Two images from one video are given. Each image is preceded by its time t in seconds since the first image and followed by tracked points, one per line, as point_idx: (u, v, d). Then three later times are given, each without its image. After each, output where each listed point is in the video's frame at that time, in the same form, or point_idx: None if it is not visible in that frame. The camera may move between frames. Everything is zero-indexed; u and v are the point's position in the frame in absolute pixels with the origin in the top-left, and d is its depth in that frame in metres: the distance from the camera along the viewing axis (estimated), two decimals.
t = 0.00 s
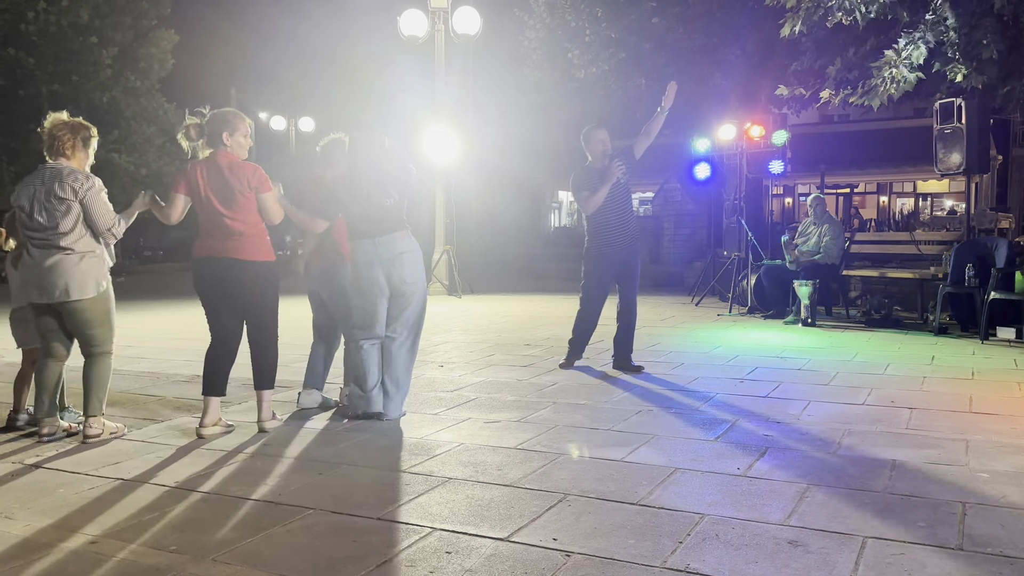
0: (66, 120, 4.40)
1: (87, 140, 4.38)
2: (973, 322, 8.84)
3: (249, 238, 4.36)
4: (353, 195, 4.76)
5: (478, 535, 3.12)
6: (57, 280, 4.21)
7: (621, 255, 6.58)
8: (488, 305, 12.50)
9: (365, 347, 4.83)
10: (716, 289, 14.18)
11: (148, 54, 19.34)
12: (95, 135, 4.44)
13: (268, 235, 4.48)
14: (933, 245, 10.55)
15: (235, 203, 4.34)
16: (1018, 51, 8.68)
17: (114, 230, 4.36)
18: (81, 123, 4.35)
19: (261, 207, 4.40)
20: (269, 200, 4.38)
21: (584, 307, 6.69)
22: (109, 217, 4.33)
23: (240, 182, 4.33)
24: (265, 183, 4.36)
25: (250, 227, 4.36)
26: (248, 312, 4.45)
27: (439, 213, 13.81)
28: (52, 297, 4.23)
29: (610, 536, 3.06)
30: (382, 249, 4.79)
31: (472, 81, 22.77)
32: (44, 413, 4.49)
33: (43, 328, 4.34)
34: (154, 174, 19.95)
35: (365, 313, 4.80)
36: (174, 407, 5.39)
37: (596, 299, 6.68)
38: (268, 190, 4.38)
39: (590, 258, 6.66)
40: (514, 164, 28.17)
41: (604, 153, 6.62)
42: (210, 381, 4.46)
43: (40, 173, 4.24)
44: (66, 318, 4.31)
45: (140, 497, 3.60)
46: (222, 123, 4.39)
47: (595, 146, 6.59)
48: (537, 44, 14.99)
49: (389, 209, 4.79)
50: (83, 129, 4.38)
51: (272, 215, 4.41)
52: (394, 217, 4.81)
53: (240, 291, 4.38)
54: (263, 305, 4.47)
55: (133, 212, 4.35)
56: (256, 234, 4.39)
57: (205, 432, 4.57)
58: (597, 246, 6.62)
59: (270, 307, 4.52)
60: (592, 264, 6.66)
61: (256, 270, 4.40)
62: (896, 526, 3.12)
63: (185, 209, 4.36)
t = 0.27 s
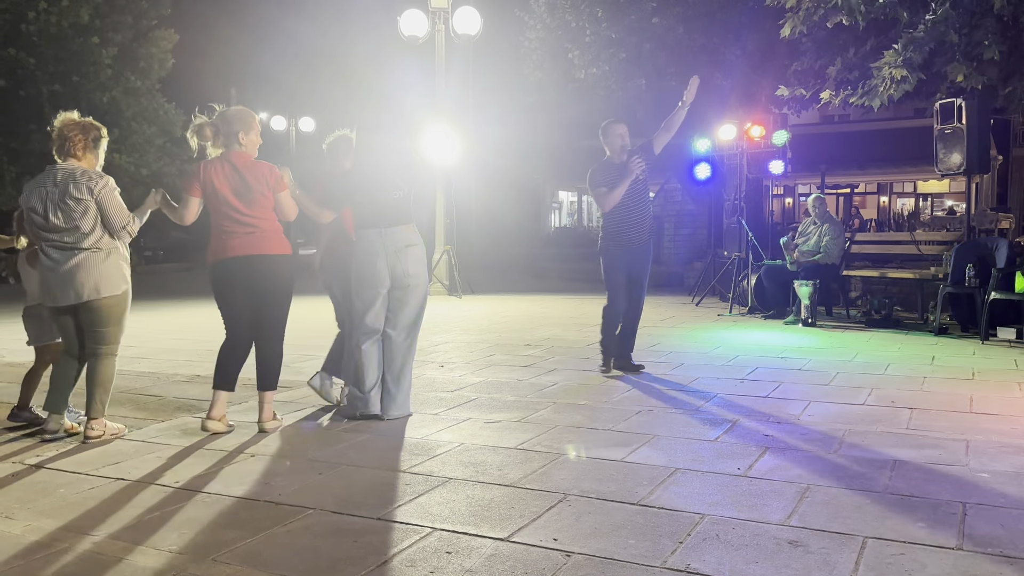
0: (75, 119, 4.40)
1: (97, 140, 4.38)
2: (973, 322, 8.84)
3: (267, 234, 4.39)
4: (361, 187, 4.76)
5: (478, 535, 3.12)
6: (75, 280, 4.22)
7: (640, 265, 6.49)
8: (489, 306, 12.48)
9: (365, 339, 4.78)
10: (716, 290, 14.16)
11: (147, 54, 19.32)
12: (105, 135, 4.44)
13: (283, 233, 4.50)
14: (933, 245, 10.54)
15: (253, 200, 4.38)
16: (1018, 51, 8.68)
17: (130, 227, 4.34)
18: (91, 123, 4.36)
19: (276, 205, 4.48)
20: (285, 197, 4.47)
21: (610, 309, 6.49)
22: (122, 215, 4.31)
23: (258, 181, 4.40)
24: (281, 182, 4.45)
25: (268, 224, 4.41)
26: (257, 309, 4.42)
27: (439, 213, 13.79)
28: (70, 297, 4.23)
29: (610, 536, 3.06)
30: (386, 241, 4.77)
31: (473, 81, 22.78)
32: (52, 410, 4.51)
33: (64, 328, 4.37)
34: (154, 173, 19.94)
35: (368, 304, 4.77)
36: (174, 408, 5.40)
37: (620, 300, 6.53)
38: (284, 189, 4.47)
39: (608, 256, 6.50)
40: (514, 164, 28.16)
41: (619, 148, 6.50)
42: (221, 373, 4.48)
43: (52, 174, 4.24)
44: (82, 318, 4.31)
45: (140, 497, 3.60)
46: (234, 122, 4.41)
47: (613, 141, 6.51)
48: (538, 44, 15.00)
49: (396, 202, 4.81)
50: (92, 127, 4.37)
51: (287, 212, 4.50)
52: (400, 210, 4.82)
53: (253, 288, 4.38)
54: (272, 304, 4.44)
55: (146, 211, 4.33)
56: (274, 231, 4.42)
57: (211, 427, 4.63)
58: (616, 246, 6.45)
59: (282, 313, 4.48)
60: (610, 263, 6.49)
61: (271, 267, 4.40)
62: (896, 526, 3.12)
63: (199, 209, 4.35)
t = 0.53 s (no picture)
0: (82, 120, 4.39)
1: (103, 143, 4.38)
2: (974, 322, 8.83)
3: (272, 237, 4.39)
4: (359, 191, 4.73)
5: (478, 536, 3.11)
6: (81, 283, 4.23)
7: (659, 255, 6.37)
8: (489, 306, 12.46)
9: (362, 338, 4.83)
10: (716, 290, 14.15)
11: (148, 54, 19.31)
12: (110, 136, 4.43)
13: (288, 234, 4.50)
14: (934, 245, 10.54)
15: (257, 204, 4.38)
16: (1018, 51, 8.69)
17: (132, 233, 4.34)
18: (98, 127, 4.35)
19: (281, 210, 4.44)
20: (288, 201, 4.43)
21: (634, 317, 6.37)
22: (126, 219, 4.32)
23: (265, 184, 4.39)
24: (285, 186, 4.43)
25: (272, 227, 4.41)
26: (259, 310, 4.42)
27: (439, 213, 13.79)
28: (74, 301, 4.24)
29: (610, 536, 3.06)
30: (385, 248, 4.76)
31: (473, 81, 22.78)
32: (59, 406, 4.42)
33: (70, 333, 4.36)
34: (154, 174, 19.94)
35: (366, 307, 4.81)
36: (174, 407, 5.40)
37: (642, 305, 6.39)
38: (289, 192, 4.44)
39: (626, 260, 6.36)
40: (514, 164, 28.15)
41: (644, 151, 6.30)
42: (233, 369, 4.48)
43: (58, 177, 4.24)
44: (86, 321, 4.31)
45: (140, 497, 3.60)
46: (240, 126, 4.41)
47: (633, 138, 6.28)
48: (539, 44, 15.00)
49: (397, 208, 4.78)
50: (98, 130, 4.37)
51: (292, 216, 4.45)
52: (401, 216, 4.79)
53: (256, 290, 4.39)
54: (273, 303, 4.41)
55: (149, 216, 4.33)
56: (278, 234, 4.43)
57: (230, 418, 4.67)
58: (634, 249, 6.33)
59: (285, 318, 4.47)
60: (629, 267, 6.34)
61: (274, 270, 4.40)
62: (896, 526, 3.12)
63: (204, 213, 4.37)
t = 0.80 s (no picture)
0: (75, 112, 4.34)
1: (97, 137, 4.35)
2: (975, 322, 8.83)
3: (265, 233, 4.38)
4: (354, 182, 4.73)
5: (479, 535, 3.11)
6: (66, 279, 4.18)
7: (681, 237, 6.04)
8: (489, 305, 12.44)
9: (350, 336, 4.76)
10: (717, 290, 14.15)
11: (148, 53, 19.30)
12: (105, 130, 4.39)
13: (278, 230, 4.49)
14: (934, 245, 10.54)
15: (251, 198, 4.35)
16: (1019, 51, 8.67)
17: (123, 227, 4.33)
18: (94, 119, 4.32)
19: (273, 205, 4.45)
20: (282, 195, 4.44)
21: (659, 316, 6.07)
22: (117, 215, 4.30)
23: (258, 177, 4.37)
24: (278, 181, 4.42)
25: (265, 222, 4.40)
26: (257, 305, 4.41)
27: (439, 213, 13.77)
28: (58, 297, 4.18)
29: (611, 536, 3.06)
30: (373, 238, 4.74)
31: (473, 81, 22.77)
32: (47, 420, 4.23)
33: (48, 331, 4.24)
34: (154, 174, 19.92)
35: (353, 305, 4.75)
36: (174, 407, 5.40)
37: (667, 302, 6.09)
38: (283, 187, 4.45)
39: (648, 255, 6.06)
40: (515, 164, 28.14)
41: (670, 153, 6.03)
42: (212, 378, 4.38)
43: (50, 169, 4.20)
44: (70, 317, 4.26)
45: (141, 497, 3.60)
46: (234, 118, 4.39)
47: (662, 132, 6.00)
48: (539, 43, 15.00)
49: (389, 197, 4.77)
50: (93, 123, 4.33)
51: (282, 212, 4.46)
52: (391, 207, 4.78)
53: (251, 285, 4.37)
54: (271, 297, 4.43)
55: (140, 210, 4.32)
56: (271, 230, 4.42)
57: (210, 437, 4.39)
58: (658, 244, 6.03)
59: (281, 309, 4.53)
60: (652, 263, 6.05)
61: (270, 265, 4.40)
62: (896, 526, 3.12)
63: (196, 207, 4.33)
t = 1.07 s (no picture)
0: (75, 116, 4.31)
1: (93, 141, 4.29)
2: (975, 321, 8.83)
3: (250, 239, 4.28)
4: (352, 190, 4.71)
5: (479, 535, 3.11)
6: (47, 281, 4.09)
7: (717, 239, 5.50)
8: (490, 305, 12.45)
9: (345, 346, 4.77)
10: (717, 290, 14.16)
11: (149, 53, 19.31)
12: (103, 134, 4.35)
13: (265, 237, 4.40)
14: (935, 244, 10.53)
15: (237, 200, 4.25)
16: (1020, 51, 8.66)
17: (114, 233, 4.27)
18: (93, 123, 4.28)
19: (262, 209, 4.34)
20: (272, 200, 4.33)
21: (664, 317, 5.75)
22: (109, 220, 4.23)
23: (249, 179, 4.28)
24: (270, 184, 4.33)
25: (251, 227, 4.29)
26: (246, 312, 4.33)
27: (439, 212, 13.78)
28: (39, 299, 4.09)
29: (611, 536, 3.06)
30: (366, 247, 4.73)
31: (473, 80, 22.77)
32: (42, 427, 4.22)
33: (33, 334, 4.19)
34: (154, 173, 19.93)
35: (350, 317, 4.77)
36: (175, 406, 5.41)
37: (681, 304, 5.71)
38: (273, 191, 4.34)
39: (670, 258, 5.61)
40: (515, 164, 28.14)
41: (714, 163, 5.46)
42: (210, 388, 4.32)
43: (43, 170, 4.15)
44: (51, 320, 4.16)
45: (141, 497, 3.60)
46: (224, 119, 4.31)
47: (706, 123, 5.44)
48: (540, 43, 15.01)
49: (383, 204, 4.76)
50: (91, 127, 4.29)
51: (272, 217, 4.35)
52: (385, 215, 4.76)
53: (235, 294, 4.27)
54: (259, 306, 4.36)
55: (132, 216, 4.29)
56: (257, 236, 4.32)
57: (212, 442, 4.36)
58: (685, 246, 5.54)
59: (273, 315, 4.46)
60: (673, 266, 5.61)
61: (255, 272, 4.30)
62: (898, 526, 3.12)
63: (182, 209, 4.17)
